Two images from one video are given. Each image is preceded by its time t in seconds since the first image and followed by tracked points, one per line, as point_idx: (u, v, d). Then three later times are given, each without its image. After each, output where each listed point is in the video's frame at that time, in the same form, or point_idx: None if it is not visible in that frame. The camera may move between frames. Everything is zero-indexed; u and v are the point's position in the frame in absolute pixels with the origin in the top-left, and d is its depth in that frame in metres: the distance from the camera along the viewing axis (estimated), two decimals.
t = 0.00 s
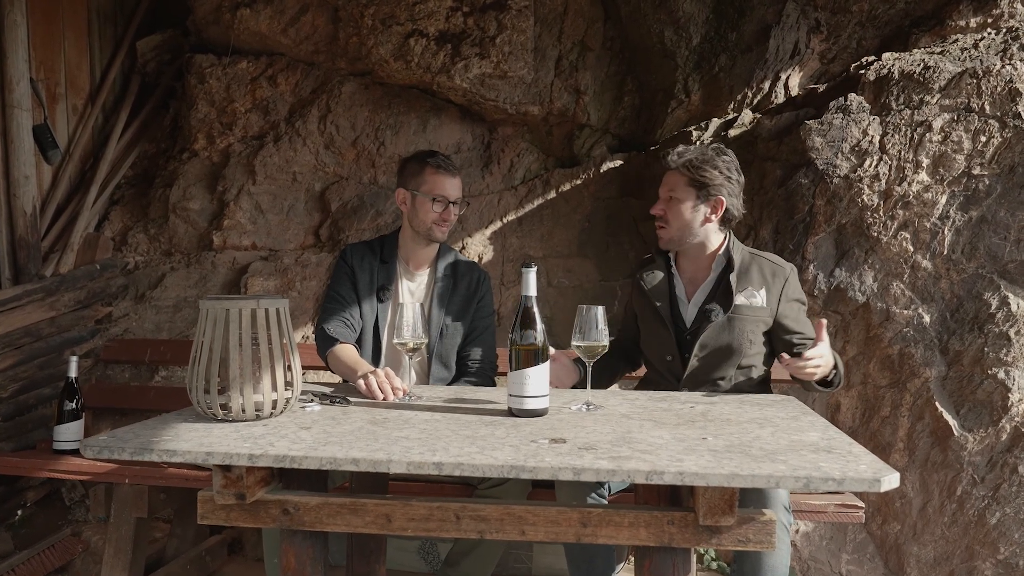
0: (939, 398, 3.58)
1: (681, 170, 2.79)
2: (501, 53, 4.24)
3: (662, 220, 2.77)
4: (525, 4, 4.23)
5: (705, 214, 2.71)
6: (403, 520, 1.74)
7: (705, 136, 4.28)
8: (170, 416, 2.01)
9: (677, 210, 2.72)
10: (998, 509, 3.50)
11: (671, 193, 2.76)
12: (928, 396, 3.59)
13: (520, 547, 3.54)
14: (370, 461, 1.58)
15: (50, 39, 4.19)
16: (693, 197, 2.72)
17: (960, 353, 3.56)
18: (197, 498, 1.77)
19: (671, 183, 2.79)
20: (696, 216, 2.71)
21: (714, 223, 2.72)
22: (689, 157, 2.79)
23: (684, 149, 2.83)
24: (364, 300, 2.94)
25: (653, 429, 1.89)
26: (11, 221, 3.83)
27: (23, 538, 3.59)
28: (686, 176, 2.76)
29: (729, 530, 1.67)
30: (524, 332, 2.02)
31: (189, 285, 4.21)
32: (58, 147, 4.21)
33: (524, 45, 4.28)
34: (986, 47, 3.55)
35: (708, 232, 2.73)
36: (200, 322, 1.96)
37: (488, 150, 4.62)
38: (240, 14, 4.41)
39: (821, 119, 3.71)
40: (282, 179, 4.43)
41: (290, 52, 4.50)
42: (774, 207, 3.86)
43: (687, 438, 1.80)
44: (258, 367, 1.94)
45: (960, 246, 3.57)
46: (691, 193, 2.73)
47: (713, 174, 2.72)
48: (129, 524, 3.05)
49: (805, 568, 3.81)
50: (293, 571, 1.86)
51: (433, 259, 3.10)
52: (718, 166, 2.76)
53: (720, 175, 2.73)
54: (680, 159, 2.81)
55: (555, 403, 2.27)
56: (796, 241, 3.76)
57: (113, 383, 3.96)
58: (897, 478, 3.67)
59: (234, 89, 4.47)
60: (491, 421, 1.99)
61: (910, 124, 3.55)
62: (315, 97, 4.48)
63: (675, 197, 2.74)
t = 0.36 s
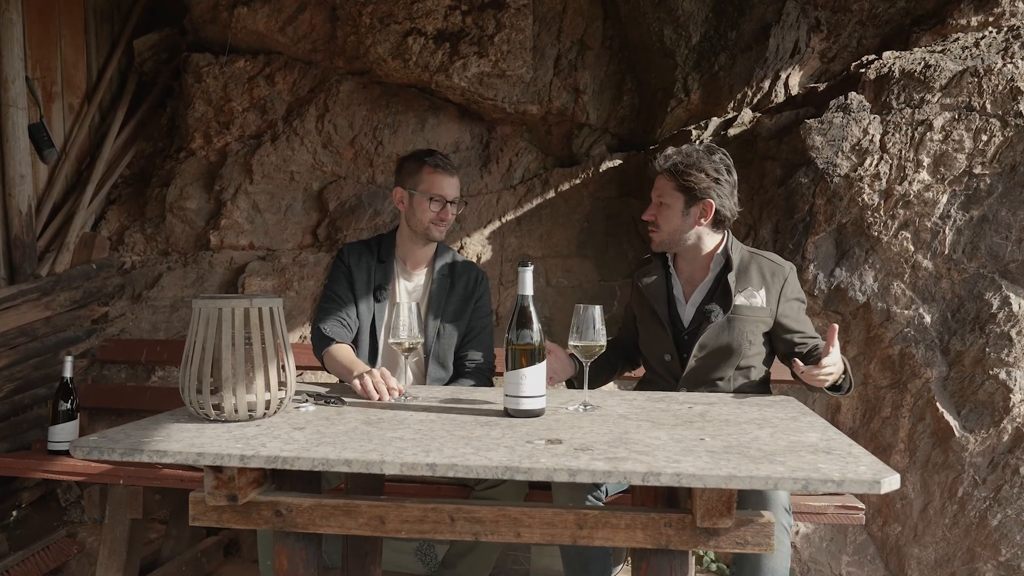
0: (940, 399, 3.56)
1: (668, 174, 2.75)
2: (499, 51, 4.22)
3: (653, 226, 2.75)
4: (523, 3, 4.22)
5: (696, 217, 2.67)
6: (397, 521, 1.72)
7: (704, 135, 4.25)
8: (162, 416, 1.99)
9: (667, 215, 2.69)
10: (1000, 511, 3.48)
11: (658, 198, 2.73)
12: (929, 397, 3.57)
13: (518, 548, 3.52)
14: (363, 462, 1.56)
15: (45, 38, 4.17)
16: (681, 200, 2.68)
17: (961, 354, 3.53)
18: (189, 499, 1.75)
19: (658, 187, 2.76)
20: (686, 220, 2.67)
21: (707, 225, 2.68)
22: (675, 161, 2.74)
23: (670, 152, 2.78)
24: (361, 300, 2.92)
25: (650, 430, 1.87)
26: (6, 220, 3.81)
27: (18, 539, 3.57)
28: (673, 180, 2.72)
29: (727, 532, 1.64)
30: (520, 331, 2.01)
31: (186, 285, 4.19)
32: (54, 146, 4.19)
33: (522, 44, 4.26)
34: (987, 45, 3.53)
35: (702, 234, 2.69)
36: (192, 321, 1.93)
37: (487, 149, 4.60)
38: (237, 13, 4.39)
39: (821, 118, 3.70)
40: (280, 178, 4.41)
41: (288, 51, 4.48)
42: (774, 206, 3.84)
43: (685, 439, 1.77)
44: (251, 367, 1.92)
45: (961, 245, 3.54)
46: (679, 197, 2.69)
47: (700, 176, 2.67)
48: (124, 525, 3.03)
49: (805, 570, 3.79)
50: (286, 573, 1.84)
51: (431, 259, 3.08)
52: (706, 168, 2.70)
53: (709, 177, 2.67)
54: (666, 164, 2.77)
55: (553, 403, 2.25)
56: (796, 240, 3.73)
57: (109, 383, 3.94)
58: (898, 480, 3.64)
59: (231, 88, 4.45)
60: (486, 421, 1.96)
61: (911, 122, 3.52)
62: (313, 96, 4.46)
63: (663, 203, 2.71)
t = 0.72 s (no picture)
0: (942, 398, 3.52)
1: (664, 173, 2.69)
2: (497, 48, 4.18)
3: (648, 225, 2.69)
4: None
5: (693, 217, 2.62)
6: (389, 521, 1.69)
7: (704, 132, 4.23)
8: (152, 414, 1.95)
9: (663, 214, 2.64)
10: (1003, 512, 3.44)
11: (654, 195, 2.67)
12: (931, 396, 3.53)
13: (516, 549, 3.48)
14: (353, 461, 1.53)
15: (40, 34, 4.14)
16: (677, 199, 2.63)
17: (964, 352, 3.49)
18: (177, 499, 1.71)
19: (654, 185, 2.70)
20: (683, 219, 2.62)
21: (703, 225, 2.63)
22: (672, 159, 2.68)
23: (666, 150, 2.72)
24: (356, 298, 2.88)
25: (647, 428, 1.83)
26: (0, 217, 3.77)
27: (11, 540, 3.54)
28: (669, 179, 2.67)
29: (725, 532, 1.61)
30: (516, 329, 2.00)
31: (181, 284, 4.16)
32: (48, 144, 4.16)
33: (520, 41, 4.23)
34: (990, 40, 3.48)
35: (698, 234, 2.64)
36: (182, 318, 1.90)
37: (485, 147, 4.57)
38: (234, 10, 4.36)
39: (823, 115, 3.67)
40: (276, 176, 4.38)
41: (284, 48, 4.45)
42: (774, 204, 3.81)
43: (683, 437, 1.74)
44: (242, 364, 1.89)
45: (963, 243, 3.50)
46: (676, 195, 2.63)
47: (698, 176, 2.62)
48: (118, 525, 3.00)
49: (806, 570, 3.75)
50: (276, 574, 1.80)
51: (428, 256, 3.04)
52: (703, 168, 2.65)
53: (706, 177, 2.62)
54: (662, 162, 2.71)
55: (549, 401, 2.21)
56: (797, 238, 3.70)
57: (104, 382, 3.91)
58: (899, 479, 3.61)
59: (227, 85, 4.42)
60: (481, 420, 1.93)
61: (913, 119, 3.49)
62: (310, 93, 4.43)
63: (659, 200, 2.65)
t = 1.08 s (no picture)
0: (943, 395, 3.49)
1: (696, 179, 2.49)
2: (495, 44, 4.15)
3: (686, 234, 2.49)
4: None
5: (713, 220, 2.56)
6: (381, 517, 1.67)
7: (704, 128, 4.18)
8: (141, 409, 1.93)
9: (701, 222, 2.50)
10: (1004, 510, 3.41)
11: (692, 205, 2.48)
12: (932, 394, 3.50)
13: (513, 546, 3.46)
14: (343, 455, 1.51)
15: (35, 29, 4.10)
16: (710, 206, 2.51)
17: (965, 350, 3.46)
18: (166, 495, 1.69)
19: (686, 192, 2.48)
20: (709, 225, 2.54)
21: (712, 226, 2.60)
22: (703, 165, 2.48)
23: (692, 153, 2.48)
24: (352, 294, 2.87)
25: (643, 423, 1.81)
26: None
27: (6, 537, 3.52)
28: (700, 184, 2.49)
29: (721, 528, 1.58)
30: (510, 324, 1.97)
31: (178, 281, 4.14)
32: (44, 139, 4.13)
33: (519, 36, 4.20)
34: (991, 36, 3.46)
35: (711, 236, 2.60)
36: (173, 311, 1.88)
37: (484, 143, 4.55)
38: (231, 6, 4.34)
39: (822, 110, 3.63)
40: (273, 173, 4.36)
41: (282, 44, 4.43)
42: (774, 200, 3.78)
43: (679, 432, 1.72)
44: (232, 358, 1.87)
45: (964, 239, 3.47)
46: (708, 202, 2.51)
47: (724, 180, 2.53)
48: (111, 522, 2.98)
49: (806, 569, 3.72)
50: (267, 571, 1.78)
51: (424, 252, 3.03)
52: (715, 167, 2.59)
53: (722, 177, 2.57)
54: (693, 168, 2.48)
55: (545, 397, 2.19)
56: (796, 234, 3.68)
57: (100, 379, 3.89)
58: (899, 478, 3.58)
59: (224, 81, 4.41)
60: (475, 415, 1.91)
61: (913, 115, 3.47)
62: (307, 90, 4.41)
63: (697, 210, 2.49)
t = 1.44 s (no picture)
0: (945, 391, 3.47)
1: (673, 188, 2.43)
2: (495, 39, 4.14)
3: (667, 245, 2.45)
4: None
5: (699, 225, 2.50)
6: (377, 510, 1.65)
7: (705, 124, 4.18)
8: (137, 402, 1.91)
9: (682, 231, 2.46)
10: (1007, 506, 3.40)
11: (670, 214, 2.44)
12: (934, 390, 3.48)
13: (513, 543, 3.44)
14: (339, 446, 1.49)
15: (33, 23, 4.07)
16: (692, 213, 2.46)
17: (968, 346, 3.44)
18: (161, 487, 1.67)
19: (663, 202, 2.44)
20: (694, 231, 2.48)
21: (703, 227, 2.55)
22: (679, 174, 2.42)
23: (666, 163, 2.43)
24: (350, 288, 2.86)
25: (643, 416, 1.79)
26: None
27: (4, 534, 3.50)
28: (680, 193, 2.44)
29: (722, 521, 1.57)
30: (509, 316, 1.96)
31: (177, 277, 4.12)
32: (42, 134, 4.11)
33: (519, 32, 4.19)
34: (993, 30, 3.44)
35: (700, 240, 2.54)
36: (169, 303, 1.86)
37: (484, 139, 4.53)
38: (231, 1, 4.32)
39: (824, 105, 3.63)
40: (273, 169, 4.35)
41: (281, 40, 4.42)
42: (775, 195, 3.76)
43: (678, 424, 1.70)
44: (229, 350, 1.85)
45: (967, 235, 3.46)
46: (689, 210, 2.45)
47: (706, 186, 2.46)
48: (109, 518, 2.96)
49: (807, 567, 3.69)
50: (263, 564, 1.76)
51: (423, 246, 3.01)
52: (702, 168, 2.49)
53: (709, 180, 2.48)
54: (668, 177, 2.42)
55: (544, 390, 2.17)
56: (797, 230, 3.65)
57: (99, 376, 3.87)
58: (902, 474, 3.56)
59: (223, 77, 4.39)
60: (473, 407, 1.89)
61: (915, 109, 3.44)
62: (307, 85, 4.40)
63: (677, 219, 2.43)
